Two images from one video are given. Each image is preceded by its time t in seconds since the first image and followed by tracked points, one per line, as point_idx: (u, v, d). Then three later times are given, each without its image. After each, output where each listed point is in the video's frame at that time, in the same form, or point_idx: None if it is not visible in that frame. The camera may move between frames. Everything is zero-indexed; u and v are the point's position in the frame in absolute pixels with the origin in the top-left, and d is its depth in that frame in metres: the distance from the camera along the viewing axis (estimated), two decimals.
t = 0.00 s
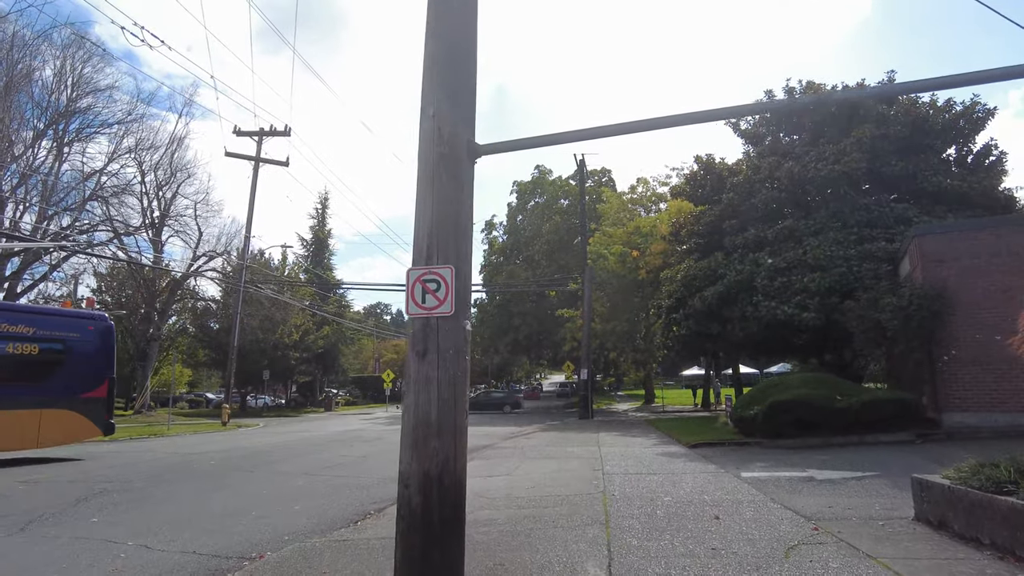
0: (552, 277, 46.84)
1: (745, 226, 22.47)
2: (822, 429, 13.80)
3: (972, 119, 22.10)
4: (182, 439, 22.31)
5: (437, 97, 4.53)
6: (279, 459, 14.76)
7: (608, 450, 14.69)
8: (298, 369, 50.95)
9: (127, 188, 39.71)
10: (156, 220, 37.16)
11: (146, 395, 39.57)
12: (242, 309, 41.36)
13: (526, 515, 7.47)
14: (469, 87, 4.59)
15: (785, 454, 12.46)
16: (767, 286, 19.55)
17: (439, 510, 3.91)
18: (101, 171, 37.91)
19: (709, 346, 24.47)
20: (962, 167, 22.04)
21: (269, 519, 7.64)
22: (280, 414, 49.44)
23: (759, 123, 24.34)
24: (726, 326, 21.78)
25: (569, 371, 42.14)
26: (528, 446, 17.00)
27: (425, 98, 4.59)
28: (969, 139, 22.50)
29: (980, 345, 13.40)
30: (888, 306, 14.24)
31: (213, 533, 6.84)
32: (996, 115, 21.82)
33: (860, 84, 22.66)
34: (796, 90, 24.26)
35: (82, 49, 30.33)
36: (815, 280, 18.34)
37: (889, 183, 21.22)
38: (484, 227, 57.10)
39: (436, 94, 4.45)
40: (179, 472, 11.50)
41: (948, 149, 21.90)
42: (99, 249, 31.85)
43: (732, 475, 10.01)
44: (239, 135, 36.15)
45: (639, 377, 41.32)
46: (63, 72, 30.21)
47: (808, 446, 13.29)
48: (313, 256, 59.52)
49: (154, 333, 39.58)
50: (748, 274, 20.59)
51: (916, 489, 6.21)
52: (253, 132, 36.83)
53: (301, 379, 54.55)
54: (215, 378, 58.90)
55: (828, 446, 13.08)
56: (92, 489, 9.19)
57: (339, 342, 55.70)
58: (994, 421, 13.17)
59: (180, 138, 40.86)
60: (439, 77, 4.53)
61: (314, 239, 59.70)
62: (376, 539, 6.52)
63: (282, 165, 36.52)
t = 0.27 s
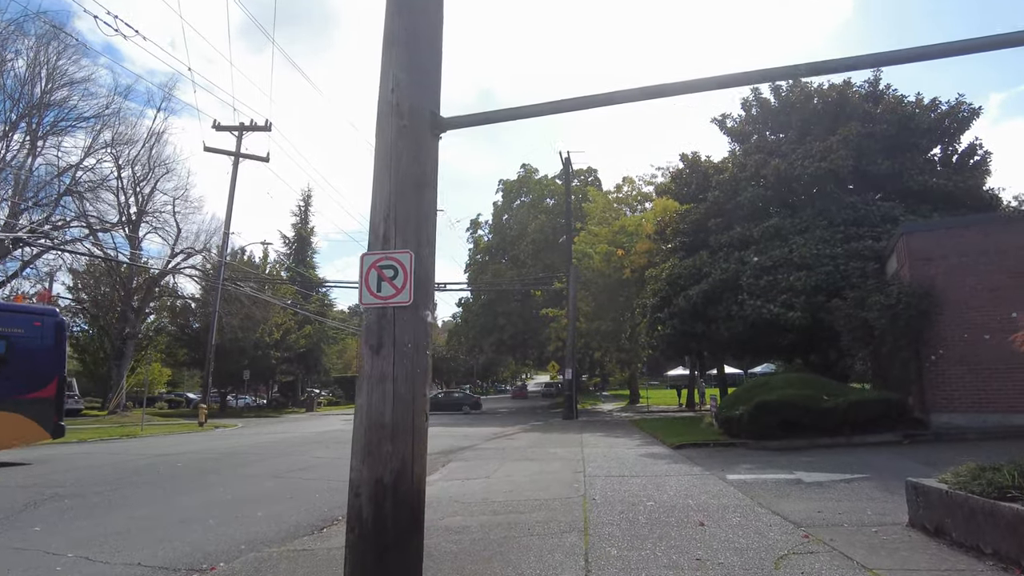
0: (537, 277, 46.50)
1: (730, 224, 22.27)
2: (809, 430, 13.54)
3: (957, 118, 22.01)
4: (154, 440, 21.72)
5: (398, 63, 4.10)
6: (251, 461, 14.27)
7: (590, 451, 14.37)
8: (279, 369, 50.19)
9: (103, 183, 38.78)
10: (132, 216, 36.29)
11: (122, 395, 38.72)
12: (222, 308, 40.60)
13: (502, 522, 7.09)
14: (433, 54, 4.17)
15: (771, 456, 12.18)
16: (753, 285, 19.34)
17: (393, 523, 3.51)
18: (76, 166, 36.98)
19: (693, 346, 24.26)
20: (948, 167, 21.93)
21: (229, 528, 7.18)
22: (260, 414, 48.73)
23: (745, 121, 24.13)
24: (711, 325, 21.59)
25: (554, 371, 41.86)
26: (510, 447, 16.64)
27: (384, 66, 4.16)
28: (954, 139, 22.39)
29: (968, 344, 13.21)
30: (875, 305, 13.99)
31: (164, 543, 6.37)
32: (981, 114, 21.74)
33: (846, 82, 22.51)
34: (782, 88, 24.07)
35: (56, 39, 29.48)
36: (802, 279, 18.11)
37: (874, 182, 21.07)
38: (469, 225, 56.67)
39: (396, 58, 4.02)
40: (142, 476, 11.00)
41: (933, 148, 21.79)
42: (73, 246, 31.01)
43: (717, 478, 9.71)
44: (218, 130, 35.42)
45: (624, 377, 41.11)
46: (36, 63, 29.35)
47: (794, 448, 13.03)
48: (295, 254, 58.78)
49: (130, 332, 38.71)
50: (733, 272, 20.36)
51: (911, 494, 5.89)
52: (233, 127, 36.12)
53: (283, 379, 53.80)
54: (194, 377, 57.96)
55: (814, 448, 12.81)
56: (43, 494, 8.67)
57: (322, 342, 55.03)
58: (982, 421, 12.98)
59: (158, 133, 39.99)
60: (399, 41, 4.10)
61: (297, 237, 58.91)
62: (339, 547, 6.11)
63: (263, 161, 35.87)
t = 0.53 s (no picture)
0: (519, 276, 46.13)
1: (712, 222, 22.04)
2: (792, 430, 13.25)
3: (938, 117, 21.96)
4: (121, 442, 20.98)
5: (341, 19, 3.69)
6: (217, 464, 13.68)
7: (569, 452, 14.01)
8: (256, 369, 49.31)
9: (73, 177, 37.73)
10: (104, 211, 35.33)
11: (92, 395, 37.68)
12: (196, 306, 39.68)
13: (471, 528, 6.68)
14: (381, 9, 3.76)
15: (753, 456, 11.89)
16: (735, 282, 19.11)
17: (325, 537, 3.10)
18: (45, 159, 35.92)
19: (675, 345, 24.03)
20: (928, 165, 21.85)
21: (176, 538, 6.67)
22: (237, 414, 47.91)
23: (728, 117, 23.91)
24: (692, 323, 21.34)
25: (535, 370, 41.51)
26: (488, 448, 16.25)
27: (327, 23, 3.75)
28: (935, 137, 22.32)
29: (951, 342, 12.95)
30: (859, 302, 13.74)
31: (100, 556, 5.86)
32: (962, 112, 21.69)
33: (829, 79, 22.36)
34: (765, 85, 23.90)
35: (22, 28, 28.54)
36: (784, 276, 17.88)
37: (856, 179, 20.92)
38: (451, 224, 56.20)
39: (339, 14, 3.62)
40: (95, 481, 10.41)
41: (915, 146, 21.71)
42: (41, 241, 30.05)
43: (698, 480, 9.37)
44: (193, 123, 34.58)
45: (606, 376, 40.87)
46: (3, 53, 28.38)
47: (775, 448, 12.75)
48: (274, 252, 57.93)
49: (100, 331, 37.66)
50: (715, 270, 20.11)
51: (902, 498, 5.55)
52: (208, 121, 35.29)
53: (260, 379, 52.89)
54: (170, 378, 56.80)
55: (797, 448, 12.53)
56: None
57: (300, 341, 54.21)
58: (965, 420, 12.71)
59: (131, 127, 39.02)
60: None
61: (275, 235, 57.99)
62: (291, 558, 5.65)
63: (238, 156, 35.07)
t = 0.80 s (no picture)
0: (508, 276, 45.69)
1: (702, 220, 21.70)
2: (784, 432, 12.91)
3: (930, 115, 21.72)
4: (96, 445, 20.37)
5: None
6: (190, 469, 13.15)
7: (556, 456, 13.61)
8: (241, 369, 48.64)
9: (53, 173, 36.91)
10: (83, 208, 34.55)
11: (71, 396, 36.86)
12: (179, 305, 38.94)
13: (448, 541, 6.25)
14: None
15: (746, 460, 11.52)
16: (726, 282, 18.76)
17: (259, 557, 2.87)
18: (24, 155, 35.11)
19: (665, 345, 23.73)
20: (920, 164, 21.60)
21: (131, 552, 6.20)
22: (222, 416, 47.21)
23: (718, 115, 23.58)
24: (682, 323, 21.00)
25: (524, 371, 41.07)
26: (473, 451, 15.81)
27: None
28: (927, 136, 22.08)
29: (947, 342, 12.62)
30: (854, 301, 13.40)
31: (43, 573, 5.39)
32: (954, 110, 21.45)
33: (820, 76, 22.07)
34: (756, 82, 23.58)
35: None
36: (775, 275, 17.55)
37: (848, 178, 20.62)
38: (440, 223, 55.67)
39: None
40: (56, 490, 9.88)
41: (906, 144, 21.45)
42: (17, 239, 29.29)
43: (690, 486, 8.98)
44: (175, 119, 33.87)
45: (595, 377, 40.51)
46: None
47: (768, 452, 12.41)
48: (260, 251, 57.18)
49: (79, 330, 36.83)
50: (705, 269, 19.78)
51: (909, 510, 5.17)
52: (192, 116, 34.61)
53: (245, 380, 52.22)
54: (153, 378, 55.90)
55: (790, 451, 12.18)
56: None
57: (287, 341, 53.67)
58: (961, 423, 12.35)
59: (113, 123, 38.25)
60: None
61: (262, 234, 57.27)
62: None
63: (222, 152, 34.40)
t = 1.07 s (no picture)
0: (503, 274, 45.26)
1: (700, 217, 21.34)
2: (784, 434, 12.54)
3: (931, 112, 21.38)
4: (78, 445, 19.87)
5: None
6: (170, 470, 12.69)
7: (549, 457, 13.22)
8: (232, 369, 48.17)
9: (41, 169, 36.33)
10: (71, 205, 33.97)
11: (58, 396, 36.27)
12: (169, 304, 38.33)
13: (430, 549, 5.86)
14: None
15: (744, 462, 11.16)
16: (723, 279, 18.39)
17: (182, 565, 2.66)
18: (11, 151, 34.52)
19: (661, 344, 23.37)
20: (921, 160, 21.26)
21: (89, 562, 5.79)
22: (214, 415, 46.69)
23: (716, 111, 23.22)
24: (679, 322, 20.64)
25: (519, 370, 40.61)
26: (465, 452, 15.42)
27: None
28: (927, 132, 21.73)
29: (951, 340, 12.29)
30: (855, 299, 13.07)
31: None
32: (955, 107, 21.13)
33: (820, 71, 21.71)
34: (755, 78, 23.20)
35: None
36: (774, 273, 17.20)
37: (848, 175, 20.29)
38: (435, 222, 55.21)
39: None
40: (24, 492, 9.43)
41: (906, 141, 21.13)
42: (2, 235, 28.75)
43: (687, 489, 8.59)
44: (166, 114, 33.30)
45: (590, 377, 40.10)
46: None
47: (767, 454, 12.04)
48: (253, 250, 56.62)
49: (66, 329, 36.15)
50: (703, 267, 19.43)
51: (926, 518, 4.80)
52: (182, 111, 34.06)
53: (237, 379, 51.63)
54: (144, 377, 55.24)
55: (789, 453, 11.82)
56: None
57: (279, 340, 53.51)
58: (965, 424, 12.04)
59: (103, 119, 37.78)
60: None
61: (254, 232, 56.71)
62: None
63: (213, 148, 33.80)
